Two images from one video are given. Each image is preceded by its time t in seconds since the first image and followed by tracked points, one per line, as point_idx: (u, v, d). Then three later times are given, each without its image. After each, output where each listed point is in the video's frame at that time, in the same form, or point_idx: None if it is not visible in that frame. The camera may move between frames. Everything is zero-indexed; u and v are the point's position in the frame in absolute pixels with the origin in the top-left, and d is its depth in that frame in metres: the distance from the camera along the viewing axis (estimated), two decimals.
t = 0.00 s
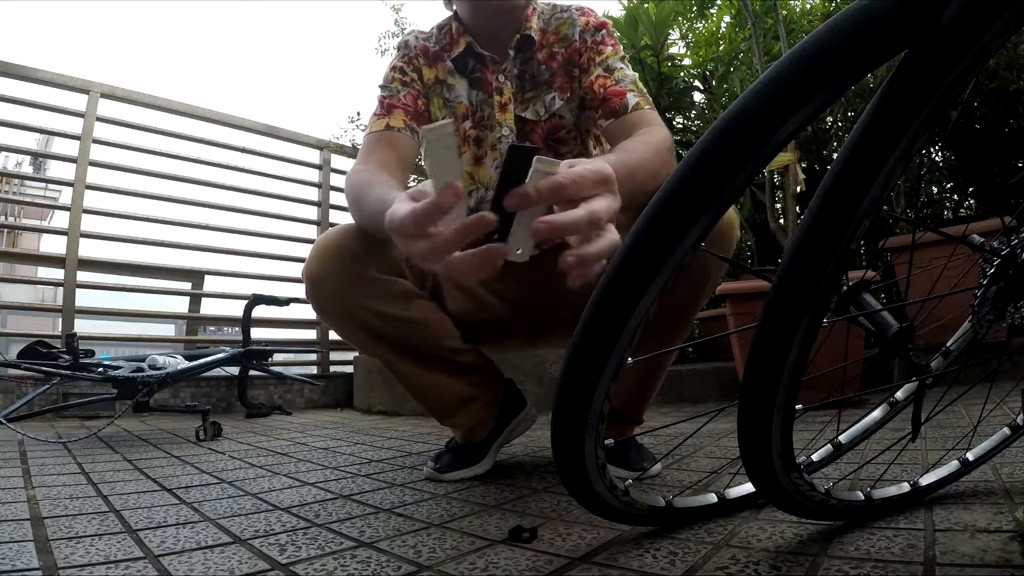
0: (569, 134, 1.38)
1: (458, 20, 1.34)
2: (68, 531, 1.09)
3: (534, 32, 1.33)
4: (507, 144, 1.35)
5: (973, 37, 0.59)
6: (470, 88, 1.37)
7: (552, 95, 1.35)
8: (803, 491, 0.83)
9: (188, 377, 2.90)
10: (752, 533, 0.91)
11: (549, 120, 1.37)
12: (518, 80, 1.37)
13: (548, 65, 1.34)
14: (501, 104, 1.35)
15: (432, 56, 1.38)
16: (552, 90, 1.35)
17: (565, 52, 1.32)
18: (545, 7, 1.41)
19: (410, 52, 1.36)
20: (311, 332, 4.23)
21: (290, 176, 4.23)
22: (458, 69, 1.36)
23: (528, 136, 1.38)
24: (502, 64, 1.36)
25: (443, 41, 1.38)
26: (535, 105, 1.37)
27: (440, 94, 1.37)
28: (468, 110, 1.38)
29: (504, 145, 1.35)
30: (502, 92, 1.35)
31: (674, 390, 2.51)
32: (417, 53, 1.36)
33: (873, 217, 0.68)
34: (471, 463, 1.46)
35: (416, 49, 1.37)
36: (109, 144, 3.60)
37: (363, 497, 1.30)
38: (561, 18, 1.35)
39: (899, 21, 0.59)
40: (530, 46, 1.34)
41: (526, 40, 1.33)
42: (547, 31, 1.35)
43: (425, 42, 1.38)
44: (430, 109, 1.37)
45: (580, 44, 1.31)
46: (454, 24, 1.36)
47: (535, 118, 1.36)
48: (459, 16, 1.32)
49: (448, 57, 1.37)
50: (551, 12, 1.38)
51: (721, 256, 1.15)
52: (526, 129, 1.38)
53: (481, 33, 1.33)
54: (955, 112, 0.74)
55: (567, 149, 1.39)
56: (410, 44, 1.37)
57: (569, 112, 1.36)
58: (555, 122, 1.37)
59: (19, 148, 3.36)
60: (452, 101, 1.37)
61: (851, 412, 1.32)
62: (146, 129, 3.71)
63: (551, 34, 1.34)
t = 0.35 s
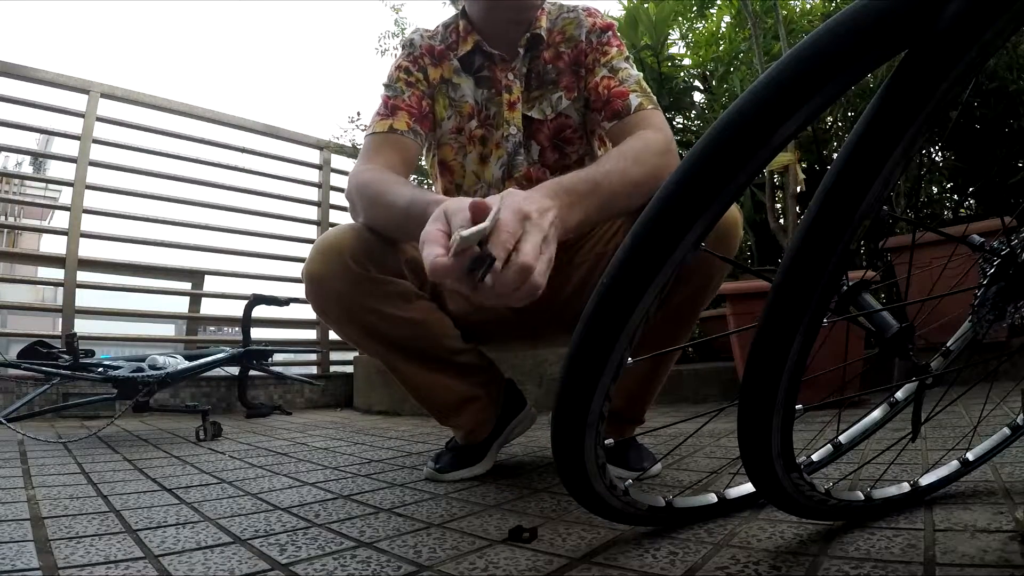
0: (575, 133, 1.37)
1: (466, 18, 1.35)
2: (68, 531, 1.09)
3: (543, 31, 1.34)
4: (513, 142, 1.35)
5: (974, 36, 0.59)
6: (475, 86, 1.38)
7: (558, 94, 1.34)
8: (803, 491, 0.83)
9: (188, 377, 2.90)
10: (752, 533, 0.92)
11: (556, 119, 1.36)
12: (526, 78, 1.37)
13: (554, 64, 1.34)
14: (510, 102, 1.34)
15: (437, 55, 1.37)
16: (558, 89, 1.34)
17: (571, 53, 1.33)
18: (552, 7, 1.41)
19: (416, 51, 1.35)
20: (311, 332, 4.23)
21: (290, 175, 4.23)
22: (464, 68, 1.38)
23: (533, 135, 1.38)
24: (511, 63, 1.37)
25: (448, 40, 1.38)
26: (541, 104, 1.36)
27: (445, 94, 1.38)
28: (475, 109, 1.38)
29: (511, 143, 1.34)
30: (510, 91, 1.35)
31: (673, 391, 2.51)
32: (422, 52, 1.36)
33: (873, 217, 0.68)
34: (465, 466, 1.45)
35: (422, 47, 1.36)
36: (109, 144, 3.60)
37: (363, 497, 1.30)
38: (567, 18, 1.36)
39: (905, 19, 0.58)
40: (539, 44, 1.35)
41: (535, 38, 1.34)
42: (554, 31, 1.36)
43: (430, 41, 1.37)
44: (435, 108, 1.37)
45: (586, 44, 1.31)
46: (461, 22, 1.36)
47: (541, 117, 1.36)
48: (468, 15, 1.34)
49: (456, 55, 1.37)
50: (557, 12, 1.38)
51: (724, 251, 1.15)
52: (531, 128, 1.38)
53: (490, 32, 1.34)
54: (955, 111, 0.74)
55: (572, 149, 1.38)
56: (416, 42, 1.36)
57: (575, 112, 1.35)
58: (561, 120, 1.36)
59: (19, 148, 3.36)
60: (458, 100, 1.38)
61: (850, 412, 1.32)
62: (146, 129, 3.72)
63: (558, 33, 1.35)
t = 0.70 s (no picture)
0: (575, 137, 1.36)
1: (466, 21, 1.35)
2: (68, 531, 1.09)
3: (542, 34, 1.33)
4: (509, 146, 1.35)
5: (974, 36, 0.58)
6: (473, 89, 1.36)
7: (567, 93, 1.34)
8: (802, 490, 0.83)
9: (188, 377, 2.90)
10: (752, 533, 0.92)
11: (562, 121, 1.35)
12: (526, 81, 1.37)
13: (562, 65, 1.34)
14: (503, 107, 1.35)
15: (437, 56, 1.36)
16: (567, 88, 1.34)
17: (580, 52, 1.33)
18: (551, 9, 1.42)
19: (414, 52, 1.33)
20: (311, 332, 4.23)
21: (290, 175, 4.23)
22: (462, 70, 1.36)
23: (540, 135, 1.36)
24: (507, 67, 1.36)
25: (448, 40, 1.37)
26: (549, 104, 1.35)
27: (444, 95, 1.36)
28: (473, 113, 1.37)
29: (507, 147, 1.35)
30: (504, 95, 1.35)
31: (673, 391, 2.51)
32: (422, 53, 1.34)
33: (873, 217, 0.68)
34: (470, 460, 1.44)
35: (421, 48, 1.34)
36: (109, 144, 3.60)
37: (363, 497, 1.30)
38: (573, 19, 1.37)
39: (902, 19, 0.59)
40: (538, 49, 1.34)
41: (532, 42, 1.33)
42: (560, 32, 1.36)
43: (430, 42, 1.36)
44: (434, 109, 1.35)
45: (598, 42, 1.32)
46: (461, 24, 1.36)
47: (549, 117, 1.34)
48: (467, 17, 1.34)
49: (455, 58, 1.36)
50: (559, 14, 1.39)
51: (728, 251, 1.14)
52: (538, 128, 1.36)
53: (489, 32, 1.34)
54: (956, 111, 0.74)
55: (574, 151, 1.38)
56: (416, 43, 1.34)
57: (585, 110, 1.35)
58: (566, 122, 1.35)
59: (19, 148, 3.36)
60: (458, 102, 1.36)
61: (850, 412, 1.32)
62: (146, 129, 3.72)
63: (563, 34, 1.36)
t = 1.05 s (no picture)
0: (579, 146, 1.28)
1: (469, 28, 1.26)
2: (68, 531, 1.09)
3: (550, 43, 1.23)
4: (513, 157, 1.28)
5: (966, 37, 0.59)
6: (482, 99, 1.28)
7: (571, 100, 1.24)
8: (802, 488, 0.83)
9: (188, 377, 2.90)
10: (752, 533, 0.91)
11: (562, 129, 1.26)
12: (531, 90, 1.27)
13: (565, 72, 1.24)
14: (511, 116, 1.26)
15: (447, 68, 1.27)
16: (571, 95, 1.24)
17: (582, 57, 1.23)
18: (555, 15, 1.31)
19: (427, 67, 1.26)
20: (310, 332, 4.23)
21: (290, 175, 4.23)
22: (471, 81, 1.27)
23: (543, 142, 1.27)
24: (515, 75, 1.27)
25: (455, 49, 1.28)
26: (553, 111, 1.26)
27: (457, 110, 1.28)
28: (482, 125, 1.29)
29: (512, 158, 1.27)
30: (511, 103, 1.26)
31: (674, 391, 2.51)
32: (431, 66, 1.26)
33: (863, 215, 0.69)
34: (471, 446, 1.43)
35: (432, 61, 1.27)
36: (109, 144, 3.60)
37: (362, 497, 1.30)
38: (572, 23, 1.26)
39: None
40: (546, 58, 1.23)
41: (541, 52, 1.23)
42: (562, 39, 1.25)
43: (438, 54, 1.28)
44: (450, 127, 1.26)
45: (599, 47, 1.22)
46: (465, 31, 1.27)
47: (553, 124, 1.25)
48: (469, 23, 1.25)
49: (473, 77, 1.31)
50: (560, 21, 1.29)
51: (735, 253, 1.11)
52: (542, 134, 1.27)
53: (492, 40, 1.24)
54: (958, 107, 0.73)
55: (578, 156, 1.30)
56: (424, 57, 1.27)
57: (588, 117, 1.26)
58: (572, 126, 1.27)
59: (19, 148, 3.36)
60: (468, 114, 1.28)
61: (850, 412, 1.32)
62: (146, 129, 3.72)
63: (566, 42, 1.25)
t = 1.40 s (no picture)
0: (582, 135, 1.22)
1: (462, 28, 1.23)
2: (68, 531, 1.09)
3: (548, 38, 1.18)
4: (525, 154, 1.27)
5: (976, 30, 0.59)
6: (484, 100, 1.28)
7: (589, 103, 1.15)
8: (802, 488, 0.83)
9: (188, 377, 2.90)
10: (752, 533, 0.91)
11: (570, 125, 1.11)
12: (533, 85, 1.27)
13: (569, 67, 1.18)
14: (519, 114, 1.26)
15: (446, 72, 1.25)
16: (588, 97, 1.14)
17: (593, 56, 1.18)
18: None
19: (421, 73, 1.23)
20: (310, 332, 4.24)
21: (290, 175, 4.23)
22: (471, 83, 1.27)
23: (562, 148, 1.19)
24: (515, 72, 1.27)
25: (452, 48, 1.25)
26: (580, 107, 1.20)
27: (459, 115, 1.27)
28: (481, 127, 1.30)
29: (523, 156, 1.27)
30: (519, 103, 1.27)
31: (674, 391, 2.51)
32: (429, 71, 1.23)
33: (867, 211, 0.69)
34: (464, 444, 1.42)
35: (429, 65, 1.24)
36: (109, 143, 3.61)
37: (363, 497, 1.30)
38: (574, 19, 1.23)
39: None
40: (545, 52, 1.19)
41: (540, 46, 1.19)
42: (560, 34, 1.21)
43: (435, 57, 1.24)
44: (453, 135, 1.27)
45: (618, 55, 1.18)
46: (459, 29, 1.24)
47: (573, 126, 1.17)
48: (460, 24, 1.21)
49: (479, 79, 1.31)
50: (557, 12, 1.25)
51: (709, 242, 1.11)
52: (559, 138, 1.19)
53: (486, 39, 1.22)
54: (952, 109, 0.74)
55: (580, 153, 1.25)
56: (420, 62, 1.23)
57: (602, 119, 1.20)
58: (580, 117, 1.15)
59: (19, 148, 3.36)
60: (471, 118, 1.28)
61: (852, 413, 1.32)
62: (146, 129, 3.72)
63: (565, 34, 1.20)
